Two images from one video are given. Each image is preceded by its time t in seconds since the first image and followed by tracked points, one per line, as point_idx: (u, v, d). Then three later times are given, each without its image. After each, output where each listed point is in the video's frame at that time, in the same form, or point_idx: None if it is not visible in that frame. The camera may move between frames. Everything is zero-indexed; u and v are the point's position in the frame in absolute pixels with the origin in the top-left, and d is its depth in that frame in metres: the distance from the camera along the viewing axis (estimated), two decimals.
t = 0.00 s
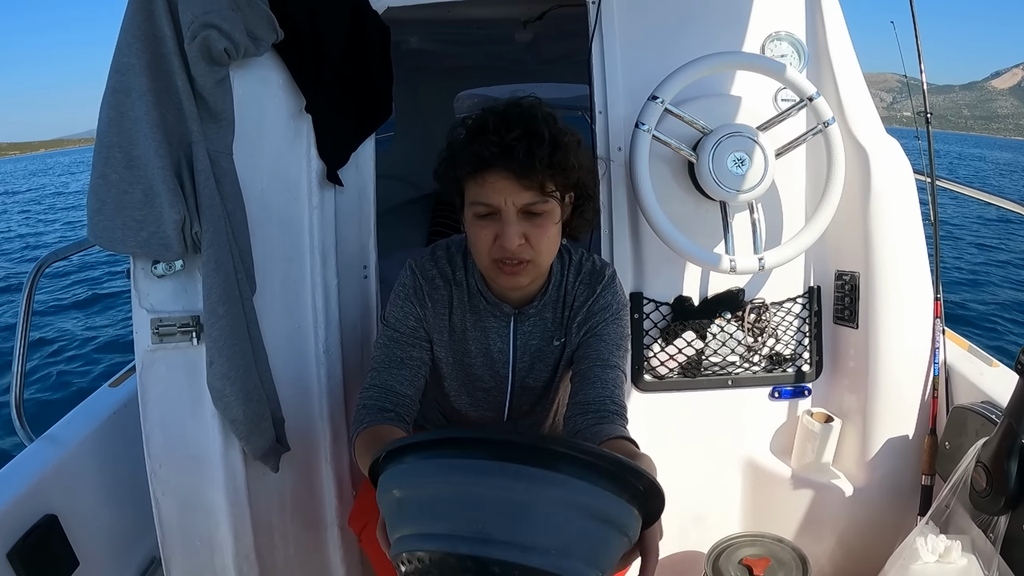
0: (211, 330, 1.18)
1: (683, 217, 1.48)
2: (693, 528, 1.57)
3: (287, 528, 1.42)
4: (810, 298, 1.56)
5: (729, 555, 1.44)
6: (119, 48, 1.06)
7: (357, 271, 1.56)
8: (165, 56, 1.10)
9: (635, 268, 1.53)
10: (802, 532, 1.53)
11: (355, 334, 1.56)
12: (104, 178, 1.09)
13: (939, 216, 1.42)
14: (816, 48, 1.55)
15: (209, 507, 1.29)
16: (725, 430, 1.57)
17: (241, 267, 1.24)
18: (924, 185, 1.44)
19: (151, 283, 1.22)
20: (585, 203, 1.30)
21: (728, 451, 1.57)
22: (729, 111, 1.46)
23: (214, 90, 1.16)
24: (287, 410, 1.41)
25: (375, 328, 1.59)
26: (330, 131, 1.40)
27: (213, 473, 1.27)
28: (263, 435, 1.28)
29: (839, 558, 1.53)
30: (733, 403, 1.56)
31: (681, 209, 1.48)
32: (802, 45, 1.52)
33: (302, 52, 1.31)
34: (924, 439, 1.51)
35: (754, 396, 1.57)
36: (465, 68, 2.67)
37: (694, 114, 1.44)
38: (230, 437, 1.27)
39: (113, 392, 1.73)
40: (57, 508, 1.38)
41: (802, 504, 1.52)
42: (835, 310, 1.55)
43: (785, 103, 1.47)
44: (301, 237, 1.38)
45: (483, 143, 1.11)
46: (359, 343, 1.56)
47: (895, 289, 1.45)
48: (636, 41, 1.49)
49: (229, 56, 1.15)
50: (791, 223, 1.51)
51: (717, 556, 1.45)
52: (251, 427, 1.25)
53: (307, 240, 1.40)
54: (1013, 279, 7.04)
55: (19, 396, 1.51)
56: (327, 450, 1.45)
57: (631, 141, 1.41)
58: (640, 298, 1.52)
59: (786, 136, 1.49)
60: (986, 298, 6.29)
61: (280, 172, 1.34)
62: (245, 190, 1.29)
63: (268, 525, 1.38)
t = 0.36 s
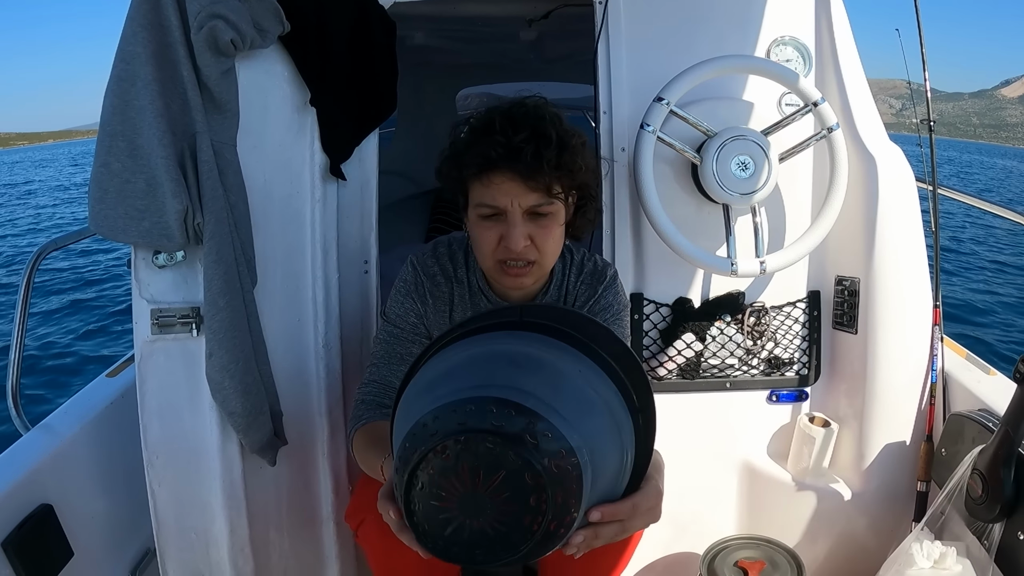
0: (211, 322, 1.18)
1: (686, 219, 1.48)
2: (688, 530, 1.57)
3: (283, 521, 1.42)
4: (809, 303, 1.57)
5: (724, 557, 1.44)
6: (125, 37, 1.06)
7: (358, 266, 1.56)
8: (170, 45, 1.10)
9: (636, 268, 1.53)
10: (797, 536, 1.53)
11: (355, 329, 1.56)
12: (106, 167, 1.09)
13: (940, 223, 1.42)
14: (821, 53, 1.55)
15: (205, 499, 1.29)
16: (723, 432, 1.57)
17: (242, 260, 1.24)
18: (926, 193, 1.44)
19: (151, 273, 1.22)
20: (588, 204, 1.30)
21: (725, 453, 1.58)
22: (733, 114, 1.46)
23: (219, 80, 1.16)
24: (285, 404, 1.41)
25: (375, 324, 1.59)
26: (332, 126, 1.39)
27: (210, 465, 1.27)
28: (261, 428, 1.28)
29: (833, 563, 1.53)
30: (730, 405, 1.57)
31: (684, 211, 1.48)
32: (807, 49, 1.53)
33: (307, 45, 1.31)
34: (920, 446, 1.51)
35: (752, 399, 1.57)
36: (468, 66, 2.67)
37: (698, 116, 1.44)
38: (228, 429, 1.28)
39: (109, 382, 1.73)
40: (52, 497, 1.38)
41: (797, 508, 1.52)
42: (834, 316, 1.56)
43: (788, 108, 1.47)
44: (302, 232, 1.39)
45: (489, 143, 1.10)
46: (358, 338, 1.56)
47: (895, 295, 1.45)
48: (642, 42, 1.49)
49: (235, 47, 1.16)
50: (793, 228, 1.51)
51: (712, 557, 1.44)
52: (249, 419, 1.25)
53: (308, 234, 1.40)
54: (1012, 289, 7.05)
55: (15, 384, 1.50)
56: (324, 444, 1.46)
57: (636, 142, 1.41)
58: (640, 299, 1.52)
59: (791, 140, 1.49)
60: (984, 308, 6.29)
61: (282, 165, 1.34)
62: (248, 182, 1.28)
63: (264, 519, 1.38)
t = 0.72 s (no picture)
0: (206, 318, 1.18)
1: (682, 219, 1.48)
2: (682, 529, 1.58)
3: (276, 516, 1.42)
4: (803, 303, 1.57)
5: (717, 556, 1.44)
6: (122, 30, 1.06)
7: (353, 262, 1.55)
8: (167, 39, 1.10)
9: (632, 267, 1.53)
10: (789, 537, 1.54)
11: (350, 325, 1.56)
12: (102, 161, 1.09)
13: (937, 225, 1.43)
14: (819, 54, 1.55)
15: (198, 495, 1.28)
16: (717, 431, 1.58)
17: (238, 256, 1.23)
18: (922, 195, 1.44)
19: (146, 268, 1.22)
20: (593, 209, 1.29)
21: (719, 453, 1.58)
22: (731, 114, 1.46)
23: (216, 75, 1.15)
24: (280, 401, 1.41)
25: (370, 320, 1.58)
26: (331, 121, 1.40)
27: (204, 461, 1.27)
28: (255, 424, 1.28)
29: (825, 564, 1.53)
30: (725, 404, 1.57)
31: (680, 210, 1.48)
32: (804, 50, 1.53)
33: (308, 40, 1.31)
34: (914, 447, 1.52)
35: (746, 399, 1.57)
36: (463, 62, 2.60)
37: (696, 116, 1.44)
38: (222, 425, 1.27)
39: (104, 377, 1.72)
40: (46, 492, 1.37)
41: (790, 509, 1.52)
42: (829, 317, 1.56)
43: (786, 108, 1.46)
44: (298, 228, 1.38)
45: (512, 161, 1.06)
46: (353, 334, 1.56)
47: (890, 296, 1.45)
48: (640, 41, 1.49)
49: (232, 42, 1.15)
50: (790, 229, 1.51)
51: (705, 556, 1.45)
52: (243, 415, 1.25)
53: (305, 230, 1.39)
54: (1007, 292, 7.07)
55: (10, 377, 1.50)
56: (318, 441, 1.46)
57: (633, 141, 1.41)
58: (636, 298, 1.53)
59: (790, 140, 1.48)
60: (978, 310, 6.31)
61: (279, 161, 1.34)
62: (243, 178, 1.29)
63: (257, 516, 1.38)
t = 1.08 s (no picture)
0: (189, 317, 1.17)
1: (667, 217, 1.48)
2: (669, 528, 1.58)
3: (261, 517, 1.41)
4: (789, 301, 1.58)
5: (703, 554, 1.44)
6: (105, 27, 1.05)
7: (338, 260, 1.54)
8: (149, 36, 1.09)
9: (618, 265, 1.53)
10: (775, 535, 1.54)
11: (335, 324, 1.55)
12: (84, 160, 1.07)
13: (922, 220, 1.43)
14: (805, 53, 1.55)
15: (183, 495, 1.27)
16: (703, 429, 1.58)
17: (221, 254, 1.22)
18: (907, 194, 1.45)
19: (130, 267, 1.20)
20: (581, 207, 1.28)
21: (705, 451, 1.58)
22: (717, 111, 1.45)
23: (200, 73, 1.15)
24: (264, 400, 1.40)
25: (355, 319, 1.57)
26: (317, 117, 1.38)
27: (189, 461, 1.26)
28: (239, 424, 1.27)
29: (811, 561, 1.53)
30: (710, 402, 1.57)
31: (665, 208, 1.48)
32: (791, 48, 1.53)
33: (291, 38, 1.30)
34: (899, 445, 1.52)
35: (732, 397, 1.58)
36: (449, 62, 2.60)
37: (682, 114, 1.44)
38: (206, 425, 1.26)
39: (88, 377, 1.71)
40: (29, 493, 1.35)
41: (776, 506, 1.52)
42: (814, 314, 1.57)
43: (772, 107, 1.46)
44: (283, 225, 1.36)
45: (496, 162, 1.05)
46: (338, 333, 1.55)
47: (876, 294, 1.45)
48: (627, 38, 1.49)
49: (216, 39, 1.15)
50: (776, 227, 1.51)
51: (692, 553, 1.44)
52: (227, 415, 1.24)
53: (289, 228, 1.37)
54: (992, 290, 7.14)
55: None
56: (303, 440, 1.44)
57: (618, 139, 1.40)
58: (621, 296, 1.52)
59: (777, 138, 1.48)
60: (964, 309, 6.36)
61: (263, 159, 1.33)
62: (227, 176, 1.29)
63: (242, 516, 1.37)
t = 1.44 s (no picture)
0: (182, 320, 1.16)
1: (661, 218, 1.47)
2: (665, 529, 1.57)
3: (256, 521, 1.40)
4: (785, 302, 1.57)
5: (701, 555, 1.43)
6: (96, 27, 1.04)
7: (331, 262, 1.53)
8: (141, 36, 1.08)
9: (612, 267, 1.52)
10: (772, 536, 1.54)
11: (329, 327, 1.54)
12: (75, 161, 1.06)
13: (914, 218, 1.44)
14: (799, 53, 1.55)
15: (177, 500, 1.26)
16: (699, 430, 1.57)
17: (215, 257, 1.21)
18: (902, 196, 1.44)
19: (121, 270, 1.19)
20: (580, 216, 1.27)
21: (702, 452, 1.58)
22: (712, 112, 1.45)
23: (192, 74, 1.14)
24: (258, 404, 1.39)
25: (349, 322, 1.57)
26: (311, 120, 1.37)
27: (183, 466, 1.25)
28: (234, 428, 1.25)
29: (809, 562, 1.53)
30: (706, 403, 1.57)
31: (660, 209, 1.47)
32: (784, 49, 1.53)
33: (285, 39, 1.29)
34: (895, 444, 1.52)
35: (727, 397, 1.57)
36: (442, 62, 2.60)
37: (677, 115, 1.43)
38: (200, 430, 1.25)
39: (78, 381, 1.69)
40: (20, 500, 1.34)
41: (773, 507, 1.52)
42: (809, 315, 1.57)
43: (766, 107, 1.46)
44: (276, 227, 1.36)
45: (494, 168, 1.04)
46: (332, 336, 1.54)
47: (870, 293, 1.46)
48: (622, 38, 1.48)
49: (208, 39, 1.14)
50: (771, 228, 1.51)
51: (689, 554, 1.44)
52: (221, 419, 1.23)
53: (282, 231, 1.36)
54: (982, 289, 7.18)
55: None
56: (297, 444, 1.44)
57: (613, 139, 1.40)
58: (616, 297, 1.52)
59: (771, 138, 1.48)
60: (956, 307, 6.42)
61: (256, 160, 1.32)
62: (220, 177, 1.28)
63: (237, 522, 1.35)
